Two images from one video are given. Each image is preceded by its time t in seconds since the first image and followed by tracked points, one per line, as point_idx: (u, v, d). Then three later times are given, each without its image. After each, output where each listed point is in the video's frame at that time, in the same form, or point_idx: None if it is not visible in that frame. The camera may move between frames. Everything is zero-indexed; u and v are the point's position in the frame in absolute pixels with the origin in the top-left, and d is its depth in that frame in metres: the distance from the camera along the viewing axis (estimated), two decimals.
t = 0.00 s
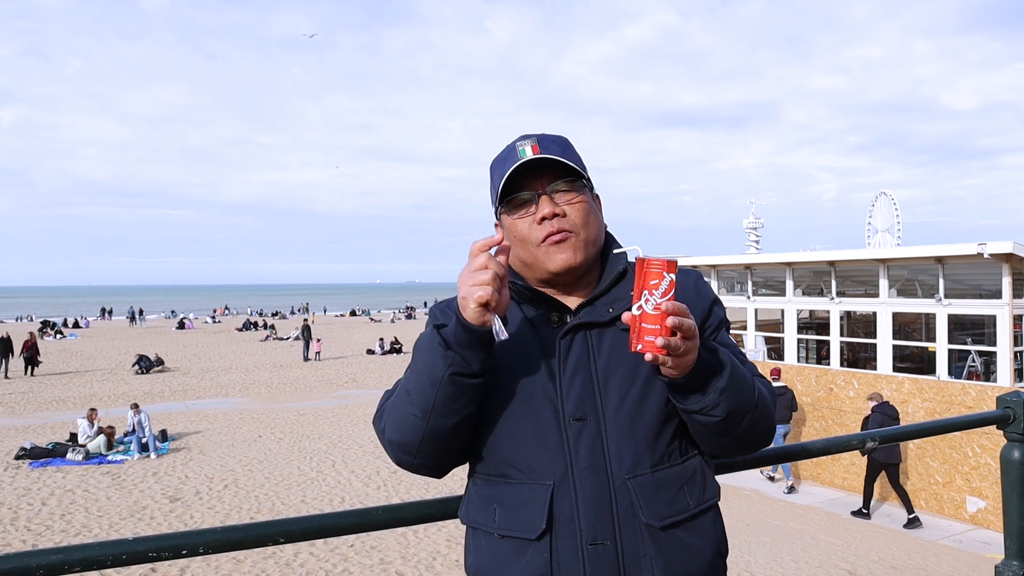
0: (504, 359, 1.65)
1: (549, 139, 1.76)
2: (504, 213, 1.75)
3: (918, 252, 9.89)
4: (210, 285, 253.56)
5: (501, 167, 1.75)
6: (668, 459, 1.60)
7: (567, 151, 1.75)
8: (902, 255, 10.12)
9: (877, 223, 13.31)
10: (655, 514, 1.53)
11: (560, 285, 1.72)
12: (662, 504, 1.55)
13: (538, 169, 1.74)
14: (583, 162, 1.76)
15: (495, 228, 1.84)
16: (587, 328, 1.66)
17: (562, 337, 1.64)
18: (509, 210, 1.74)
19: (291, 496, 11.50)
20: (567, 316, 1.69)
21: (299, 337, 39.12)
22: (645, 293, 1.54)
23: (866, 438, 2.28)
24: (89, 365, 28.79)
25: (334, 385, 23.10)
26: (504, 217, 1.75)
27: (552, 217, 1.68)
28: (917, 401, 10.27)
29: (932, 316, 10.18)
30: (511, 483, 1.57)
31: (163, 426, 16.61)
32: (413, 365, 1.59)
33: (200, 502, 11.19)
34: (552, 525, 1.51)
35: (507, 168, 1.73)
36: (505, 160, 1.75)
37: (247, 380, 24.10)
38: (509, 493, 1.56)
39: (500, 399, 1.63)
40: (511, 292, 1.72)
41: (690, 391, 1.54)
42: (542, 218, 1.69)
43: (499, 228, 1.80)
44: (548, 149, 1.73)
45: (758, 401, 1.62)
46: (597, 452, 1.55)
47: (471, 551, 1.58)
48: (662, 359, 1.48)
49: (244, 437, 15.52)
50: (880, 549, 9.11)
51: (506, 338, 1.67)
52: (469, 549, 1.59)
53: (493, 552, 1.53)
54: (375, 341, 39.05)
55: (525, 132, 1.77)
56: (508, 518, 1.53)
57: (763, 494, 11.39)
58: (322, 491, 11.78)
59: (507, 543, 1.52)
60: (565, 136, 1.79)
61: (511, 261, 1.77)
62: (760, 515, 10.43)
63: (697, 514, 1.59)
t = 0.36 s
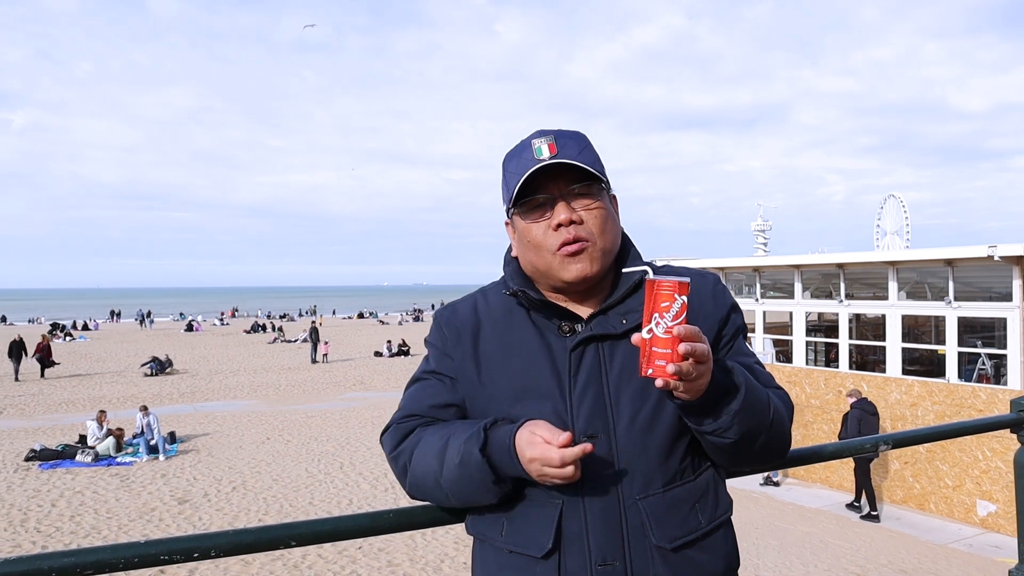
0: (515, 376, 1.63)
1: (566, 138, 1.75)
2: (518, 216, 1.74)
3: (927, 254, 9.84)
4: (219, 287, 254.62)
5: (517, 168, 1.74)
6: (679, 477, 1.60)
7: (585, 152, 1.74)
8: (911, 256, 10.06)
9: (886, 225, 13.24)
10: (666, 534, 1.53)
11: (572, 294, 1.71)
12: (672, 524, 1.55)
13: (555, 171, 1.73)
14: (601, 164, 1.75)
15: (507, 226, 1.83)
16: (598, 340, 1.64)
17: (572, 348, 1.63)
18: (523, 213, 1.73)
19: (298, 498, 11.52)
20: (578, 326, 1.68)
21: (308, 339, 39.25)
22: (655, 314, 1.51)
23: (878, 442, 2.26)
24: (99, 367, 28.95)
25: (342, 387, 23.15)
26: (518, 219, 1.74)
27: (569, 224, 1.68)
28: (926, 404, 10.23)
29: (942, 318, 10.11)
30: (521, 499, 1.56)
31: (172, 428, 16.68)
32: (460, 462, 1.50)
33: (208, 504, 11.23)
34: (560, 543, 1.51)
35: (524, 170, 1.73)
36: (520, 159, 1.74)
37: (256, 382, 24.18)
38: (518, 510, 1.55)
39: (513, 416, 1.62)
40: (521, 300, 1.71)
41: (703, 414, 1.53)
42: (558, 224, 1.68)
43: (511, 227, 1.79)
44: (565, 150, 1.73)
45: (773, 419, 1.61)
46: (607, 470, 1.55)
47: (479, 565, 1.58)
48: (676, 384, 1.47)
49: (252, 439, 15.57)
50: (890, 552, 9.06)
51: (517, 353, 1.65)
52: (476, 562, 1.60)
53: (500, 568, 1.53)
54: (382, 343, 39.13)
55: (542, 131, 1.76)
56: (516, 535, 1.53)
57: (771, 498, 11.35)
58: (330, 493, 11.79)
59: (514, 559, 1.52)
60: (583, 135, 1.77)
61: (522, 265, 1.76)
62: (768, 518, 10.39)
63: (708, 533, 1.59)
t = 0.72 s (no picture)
0: (517, 376, 1.63)
1: (576, 137, 1.75)
2: (525, 212, 1.74)
3: (931, 254, 9.82)
4: (222, 288, 255.05)
5: (526, 163, 1.74)
6: (681, 476, 1.60)
7: (594, 151, 1.74)
8: (915, 257, 10.05)
9: (889, 225, 13.22)
10: (666, 533, 1.53)
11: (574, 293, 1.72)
12: (672, 522, 1.55)
13: (563, 168, 1.73)
14: (609, 164, 1.75)
15: (513, 223, 1.83)
16: (600, 339, 1.64)
17: (574, 347, 1.62)
18: (530, 209, 1.73)
19: (302, 498, 11.53)
20: (580, 324, 1.66)
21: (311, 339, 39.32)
22: (657, 319, 1.51)
23: (883, 442, 2.26)
24: (103, 367, 28.99)
25: (345, 387, 23.18)
26: (525, 216, 1.74)
27: (575, 222, 1.68)
28: (930, 404, 10.21)
29: (945, 318, 10.09)
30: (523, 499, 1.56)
31: (175, 427, 16.70)
32: (434, 473, 1.54)
33: (211, 504, 11.25)
34: (561, 542, 1.51)
35: (533, 165, 1.73)
36: (530, 155, 1.74)
37: (259, 382, 24.22)
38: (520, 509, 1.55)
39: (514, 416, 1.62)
40: (525, 297, 1.70)
41: (704, 416, 1.54)
42: (565, 221, 1.68)
43: (518, 224, 1.79)
44: (574, 148, 1.72)
45: (774, 421, 1.61)
46: (609, 470, 1.55)
47: (478, 564, 1.59)
48: (674, 387, 1.47)
49: (255, 439, 15.59)
50: (893, 553, 9.05)
51: (518, 353, 1.65)
52: (476, 561, 1.60)
53: (501, 565, 1.53)
54: (385, 343, 39.17)
55: (552, 128, 1.76)
56: (517, 533, 1.53)
57: (775, 498, 11.34)
58: (333, 493, 11.81)
59: (516, 558, 1.53)
60: (593, 134, 1.78)
61: (527, 262, 1.76)
62: (771, 519, 10.38)
63: (709, 531, 1.59)
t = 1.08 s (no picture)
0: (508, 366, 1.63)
1: (556, 141, 1.76)
2: (511, 216, 1.75)
3: (926, 254, 9.84)
4: (218, 287, 254.55)
5: (509, 169, 1.75)
6: (676, 464, 1.61)
7: (574, 153, 1.75)
8: (910, 257, 10.07)
9: (884, 225, 13.25)
10: (663, 519, 1.53)
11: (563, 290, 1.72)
12: (668, 508, 1.55)
13: (545, 170, 1.74)
14: (590, 163, 1.76)
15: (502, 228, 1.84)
16: (594, 332, 1.65)
17: (569, 339, 1.63)
18: (516, 212, 1.74)
19: (298, 498, 11.52)
20: (574, 319, 1.68)
21: (307, 339, 39.29)
22: (641, 308, 1.52)
23: (879, 442, 2.26)
24: (98, 367, 28.92)
25: (341, 387, 23.18)
26: (511, 219, 1.75)
27: (559, 220, 1.69)
28: (925, 404, 10.24)
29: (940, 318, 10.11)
30: (520, 490, 1.55)
31: (171, 428, 16.67)
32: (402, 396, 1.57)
33: (207, 504, 11.23)
34: (559, 530, 1.51)
35: (515, 169, 1.73)
36: (511, 162, 1.75)
37: (255, 381, 24.18)
38: (517, 499, 1.54)
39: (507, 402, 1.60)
40: (520, 295, 1.71)
41: (694, 404, 1.54)
42: (550, 220, 1.69)
43: (507, 229, 1.80)
44: (555, 150, 1.74)
45: (764, 411, 1.61)
46: (605, 458, 1.55)
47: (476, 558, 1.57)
48: (662, 373, 1.47)
49: (251, 439, 15.57)
50: (889, 552, 9.06)
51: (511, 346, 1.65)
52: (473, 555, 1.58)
53: (499, 558, 1.51)
54: (381, 343, 39.15)
55: (532, 135, 1.77)
56: (514, 523, 1.52)
57: (771, 498, 11.35)
58: (330, 493, 11.80)
59: (513, 548, 1.51)
60: (572, 138, 1.79)
61: (517, 265, 1.76)
62: (767, 518, 10.39)
63: (704, 519, 1.58)
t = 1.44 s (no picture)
0: (509, 362, 1.64)
1: (556, 145, 1.75)
2: (511, 220, 1.74)
3: (925, 256, 9.85)
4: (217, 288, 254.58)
5: (508, 173, 1.73)
6: (676, 464, 1.61)
7: (574, 157, 1.74)
8: (908, 258, 10.08)
9: (883, 227, 13.26)
10: (663, 519, 1.53)
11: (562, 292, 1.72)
12: (669, 508, 1.55)
13: (544, 175, 1.73)
14: (590, 168, 1.75)
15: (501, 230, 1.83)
16: (594, 334, 1.65)
17: (567, 343, 1.63)
18: (516, 217, 1.73)
19: (296, 499, 11.51)
20: (573, 321, 1.68)
21: (305, 340, 39.29)
22: (641, 303, 1.52)
23: (876, 444, 2.26)
24: (96, 368, 28.88)
25: (340, 388, 23.18)
26: (511, 223, 1.74)
27: (559, 225, 1.68)
28: (924, 406, 10.26)
29: (938, 320, 10.11)
30: (519, 491, 1.55)
31: (169, 429, 16.66)
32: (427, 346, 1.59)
33: (205, 505, 11.21)
34: (560, 531, 1.51)
35: (514, 175, 1.72)
36: (510, 167, 1.74)
37: (253, 383, 24.18)
38: (516, 500, 1.54)
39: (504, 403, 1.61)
40: (520, 297, 1.71)
41: (688, 406, 1.54)
42: (550, 225, 1.69)
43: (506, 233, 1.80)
44: (555, 154, 1.72)
45: (758, 414, 1.61)
46: (605, 458, 1.55)
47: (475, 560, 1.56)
48: (656, 371, 1.47)
49: (249, 440, 15.57)
50: (887, 554, 9.06)
51: (511, 342, 1.66)
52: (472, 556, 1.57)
53: (500, 560, 1.50)
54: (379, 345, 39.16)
55: (532, 139, 1.76)
56: (514, 524, 1.52)
57: (769, 499, 11.35)
58: (328, 495, 11.79)
59: (513, 549, 1.50)
60: (572, 142, 1.78)
61: (515, 268, 1.76)
62: (766, 520, 10.40)
63: (703, 520, 1.59)
